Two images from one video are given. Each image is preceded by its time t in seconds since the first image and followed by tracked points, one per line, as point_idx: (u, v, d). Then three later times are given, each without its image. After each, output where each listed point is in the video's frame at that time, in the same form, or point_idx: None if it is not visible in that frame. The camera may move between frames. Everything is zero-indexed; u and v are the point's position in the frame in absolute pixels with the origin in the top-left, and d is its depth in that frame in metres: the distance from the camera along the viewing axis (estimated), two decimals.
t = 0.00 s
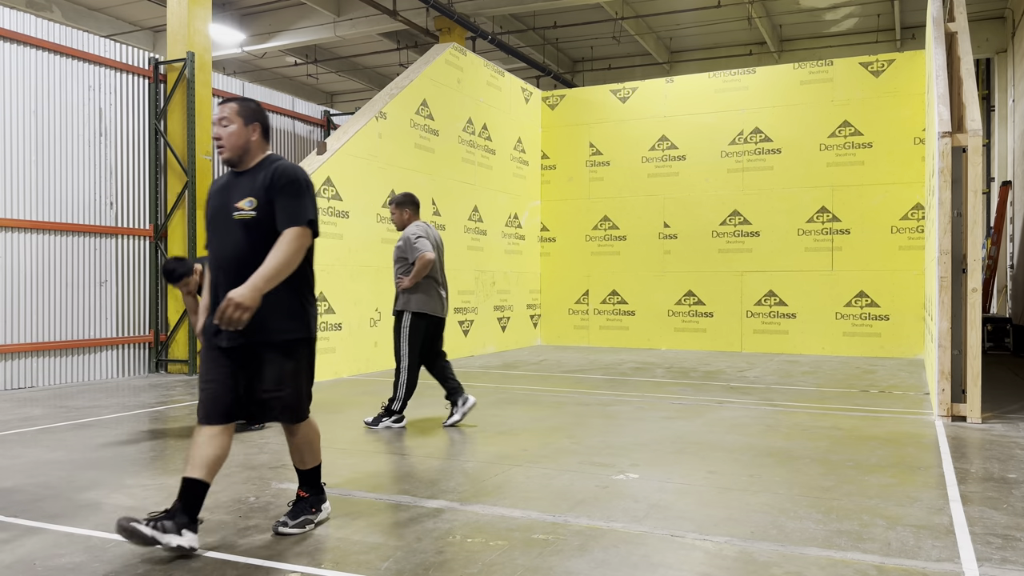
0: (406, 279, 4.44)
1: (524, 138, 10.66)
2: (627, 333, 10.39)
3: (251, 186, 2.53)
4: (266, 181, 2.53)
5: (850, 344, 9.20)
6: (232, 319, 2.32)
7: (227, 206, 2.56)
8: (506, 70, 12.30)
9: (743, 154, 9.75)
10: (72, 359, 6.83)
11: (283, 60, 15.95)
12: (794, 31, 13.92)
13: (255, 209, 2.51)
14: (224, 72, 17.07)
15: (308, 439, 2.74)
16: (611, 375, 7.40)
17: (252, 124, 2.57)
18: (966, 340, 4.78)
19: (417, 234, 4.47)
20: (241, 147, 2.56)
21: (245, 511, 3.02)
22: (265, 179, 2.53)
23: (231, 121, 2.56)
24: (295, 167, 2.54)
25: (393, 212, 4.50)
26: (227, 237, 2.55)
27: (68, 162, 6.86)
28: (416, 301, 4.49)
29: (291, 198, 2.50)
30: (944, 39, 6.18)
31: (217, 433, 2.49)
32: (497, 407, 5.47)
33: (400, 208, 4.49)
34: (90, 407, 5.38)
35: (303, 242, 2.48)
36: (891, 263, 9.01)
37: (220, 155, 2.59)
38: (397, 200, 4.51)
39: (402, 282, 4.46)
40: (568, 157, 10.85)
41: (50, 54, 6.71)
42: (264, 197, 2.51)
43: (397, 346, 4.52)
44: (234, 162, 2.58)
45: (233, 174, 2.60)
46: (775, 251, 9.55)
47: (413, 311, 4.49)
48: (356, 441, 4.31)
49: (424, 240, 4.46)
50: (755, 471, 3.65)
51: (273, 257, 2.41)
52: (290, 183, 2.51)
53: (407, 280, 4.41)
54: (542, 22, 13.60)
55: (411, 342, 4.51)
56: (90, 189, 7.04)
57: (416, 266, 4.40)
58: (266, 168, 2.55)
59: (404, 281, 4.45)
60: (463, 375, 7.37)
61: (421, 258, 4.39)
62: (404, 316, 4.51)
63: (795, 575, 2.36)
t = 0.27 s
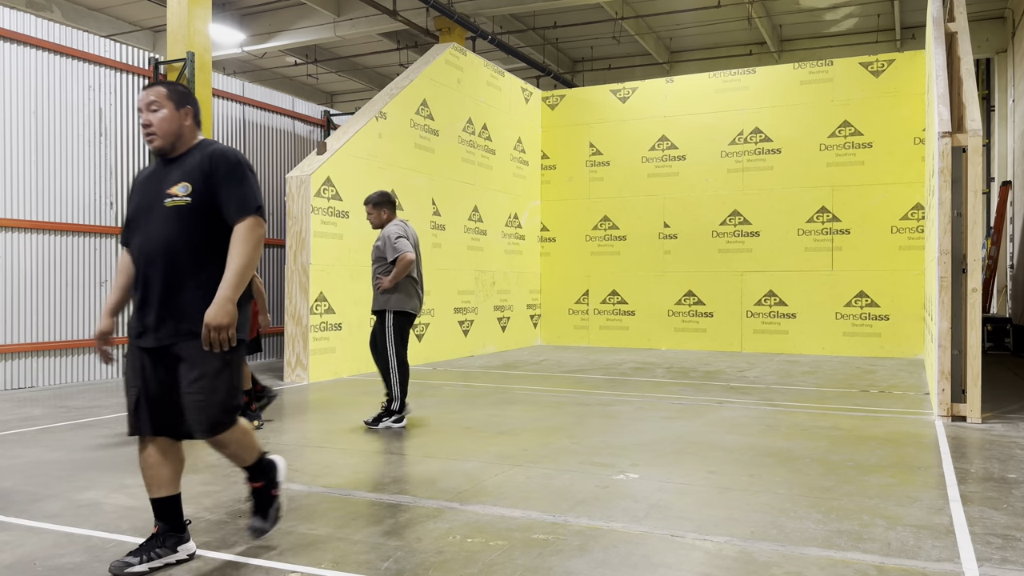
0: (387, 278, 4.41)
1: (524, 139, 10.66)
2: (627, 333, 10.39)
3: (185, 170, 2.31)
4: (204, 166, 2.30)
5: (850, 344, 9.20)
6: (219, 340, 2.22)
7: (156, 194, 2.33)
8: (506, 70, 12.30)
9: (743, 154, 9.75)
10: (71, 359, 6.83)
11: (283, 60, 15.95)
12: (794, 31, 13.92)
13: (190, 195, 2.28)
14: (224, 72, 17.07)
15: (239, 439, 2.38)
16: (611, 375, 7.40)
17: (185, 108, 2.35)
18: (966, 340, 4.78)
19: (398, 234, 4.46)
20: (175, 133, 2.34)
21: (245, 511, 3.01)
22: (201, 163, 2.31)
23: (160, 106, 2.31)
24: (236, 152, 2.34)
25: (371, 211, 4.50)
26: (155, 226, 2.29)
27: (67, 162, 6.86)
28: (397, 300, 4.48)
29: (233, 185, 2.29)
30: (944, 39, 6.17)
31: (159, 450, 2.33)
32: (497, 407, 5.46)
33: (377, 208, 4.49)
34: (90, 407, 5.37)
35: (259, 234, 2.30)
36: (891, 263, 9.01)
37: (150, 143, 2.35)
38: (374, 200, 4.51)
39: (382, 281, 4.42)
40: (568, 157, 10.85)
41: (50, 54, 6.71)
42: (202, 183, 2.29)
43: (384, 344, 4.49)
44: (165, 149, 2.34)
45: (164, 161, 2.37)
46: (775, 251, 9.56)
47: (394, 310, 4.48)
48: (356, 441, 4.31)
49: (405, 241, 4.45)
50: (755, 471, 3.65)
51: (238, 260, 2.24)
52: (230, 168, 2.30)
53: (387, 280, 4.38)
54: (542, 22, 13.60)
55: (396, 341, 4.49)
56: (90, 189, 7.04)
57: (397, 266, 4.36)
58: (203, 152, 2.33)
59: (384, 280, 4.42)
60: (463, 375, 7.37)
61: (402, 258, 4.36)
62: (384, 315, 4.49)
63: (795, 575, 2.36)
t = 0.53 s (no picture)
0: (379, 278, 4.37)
1: (524, 139, 10.65)
2: (627, 333, 10.39)
3: (130, 166, 2.06)
4: (155, 164, 2.07)
5: (850, 344, 9.20)
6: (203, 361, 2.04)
7: (93, 187, 2.07)
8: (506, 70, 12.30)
9: (743, 154, 9.75)
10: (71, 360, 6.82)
11: (283, 60, 15.95)
12: (794, 31, 13.92)
13: (136, 196, 2.04)
14: (224, 72, 17.08)
15: (132, 482, 2.02)
16: (611, 375, 7.40)
17: (133, 94, 2.10)
18: (966, 340, 4.78)
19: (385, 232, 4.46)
20: (121, 122, 2.08)
21: (244, 511, 3.01)
22: (151, 160, 2.07)
23: (106, 89, 2.05)
24: (193, 154, 2.12)
25: (350, 213, 4.47)
26: (91, 225, 2.04)
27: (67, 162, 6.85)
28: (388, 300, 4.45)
29: (190, 190, 2.07)
30: (944, 39, 6.17)
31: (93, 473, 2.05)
32: (496, 407, 5.46)
33: (356, 209, 4.48)
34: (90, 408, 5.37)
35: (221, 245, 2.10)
36: (891, 263, 9.01)
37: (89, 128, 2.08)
38: (351, 202, 4.49)
39: (372, 282, 4.38)
40: (568, 157, 10.85)
41: (51, 54, 6.71)
42: (152, 183, 2.05)
43: (378, 344, 4.44)
44: (108, 139, 2.08)
45: (105, 150, 2.11)
46: (775, 251, 9.55)
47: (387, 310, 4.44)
48: (355, 441, 4.32)
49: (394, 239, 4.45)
50: (755, 471, 3.65)
51: (208, 281, 2.05)
52: (185, 171, 2.08)
53: (380, 281, 4.35)
54: (542, 22, 13.60)
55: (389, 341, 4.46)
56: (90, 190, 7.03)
57: (390, 264, 4.36)
58: (154, 148, 2.10)
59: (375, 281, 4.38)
60: (463, 375, 7.37)
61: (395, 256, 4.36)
62: (376, 316, 4.43)
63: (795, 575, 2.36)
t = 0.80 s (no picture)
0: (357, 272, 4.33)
1: (524, 138, 10.65)
2: (627, 333, 10.39)
3: (55, 154, 1.80)
4: (80, 153, 1.80)
5: (850, 344, 9.20)
6: (106, 380, 1.78)
7: (14, 174, 1.81)
8: (506, 70, 12.30)
9: (743, 154, 9.75)
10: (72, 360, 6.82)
11: (283, 60, 15.96)
12: (794, 31, 13.92)
13: (57, 188, 1.79)
14: (224, 72, 17.08)
15: (61, 502, 1.82)
16: (611, 375, 7.40)
17: (71, 72, 1.85)
18: (966, 340, 4.78)
19: (361, 227, 4.41)
20: (55, 100, 1.82)
21: (244, 511, 3.02)
22: (77, 148, 1.81)
23: (40, 64, 1.81)
24: (127, 143, 1.87)
25: (322, 210, 4.36)
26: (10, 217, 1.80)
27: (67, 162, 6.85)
28: (365, 295, 4.43)
29: (117, 182, 1.81)
30: (944, 39, 6.18)
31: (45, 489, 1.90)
32: (496, 407, 5.45)
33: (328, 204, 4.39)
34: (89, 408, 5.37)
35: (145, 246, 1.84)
36: (891, 263, 9.01)
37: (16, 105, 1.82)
38: (322, 199, 4.37)
39: (351, 277, 4.33)
40: (568, 157, 10.85)
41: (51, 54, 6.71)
42: (75, 174, 1.80)
43: (354, 345, 4.38)
44: (37, 119, 1.83)
45: (33, 133, 1.85)
46: (775, 251, 9.56)
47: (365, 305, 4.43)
48: (355, 441, 4.32)
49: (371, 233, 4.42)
50: (755, 471, 3.65)
51: (120, 287, 1.78)
52: (114, 162, 1.82)
53: (359, 276, 4.31)
54: (542, 22, 13.60)
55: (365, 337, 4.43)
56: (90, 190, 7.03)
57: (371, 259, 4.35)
58: (82, 134, 1.83)
59: (352, 276, 4.34)
60: (463, 375, 7.37)
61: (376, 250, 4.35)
62: (353, 312, 4.39)
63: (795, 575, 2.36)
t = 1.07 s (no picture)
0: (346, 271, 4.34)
1: (524, 138, 10.65)
2: (627, 333, 10.39)
3: None
4: None
5: (850, 344, 9.20)
6: None
7: None
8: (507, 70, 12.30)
9: (743, 154, 9.75)
10: (71, 359, 6.82)
11: (283, 60, 15.96)
12: (794, 31, 13.92)
13: None
14: (224, 72, 17.08)
15: (34, 509, 1.74)
16: (611, 375, 7.40)
17: None
18: (966, 340, 4.78)
19: (347, 226, 4.45)
20: None
21: (244, 511, 3.02)
22: None
23: None
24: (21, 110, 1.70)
25: (303, 208, 4.35)
26: None
27: (67, 161, 6.85)
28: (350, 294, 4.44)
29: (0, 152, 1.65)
30: (944, 39, 6.18)
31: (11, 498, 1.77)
32: (496, 407, 5.45)
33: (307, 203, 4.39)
34: (89, 407, 5.37)
35: (25, 218, 1.64)
36: (891, 264, 9.01)
37: None
38: (302, 198, 4.36)
39: (339, 276, 4.32)
40: (568, 157, 10.85)
41: (51, 54, 6.71)
42: None
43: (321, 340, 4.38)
44: None
45: None
46: (775, 251, 9.56)
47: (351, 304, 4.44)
48: (355, 441, 4.32)
49: (357, 232, 4.47)
50: (755, 471, 3.65)
51: None
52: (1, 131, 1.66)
53: (347, 275, 4.32)
54: (542, 22, 13.60)
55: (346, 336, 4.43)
56: (90, 189, 7.03)
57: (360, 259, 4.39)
58: None
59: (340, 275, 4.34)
60: (463, 375, 7.37)
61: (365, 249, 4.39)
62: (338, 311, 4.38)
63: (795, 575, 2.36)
